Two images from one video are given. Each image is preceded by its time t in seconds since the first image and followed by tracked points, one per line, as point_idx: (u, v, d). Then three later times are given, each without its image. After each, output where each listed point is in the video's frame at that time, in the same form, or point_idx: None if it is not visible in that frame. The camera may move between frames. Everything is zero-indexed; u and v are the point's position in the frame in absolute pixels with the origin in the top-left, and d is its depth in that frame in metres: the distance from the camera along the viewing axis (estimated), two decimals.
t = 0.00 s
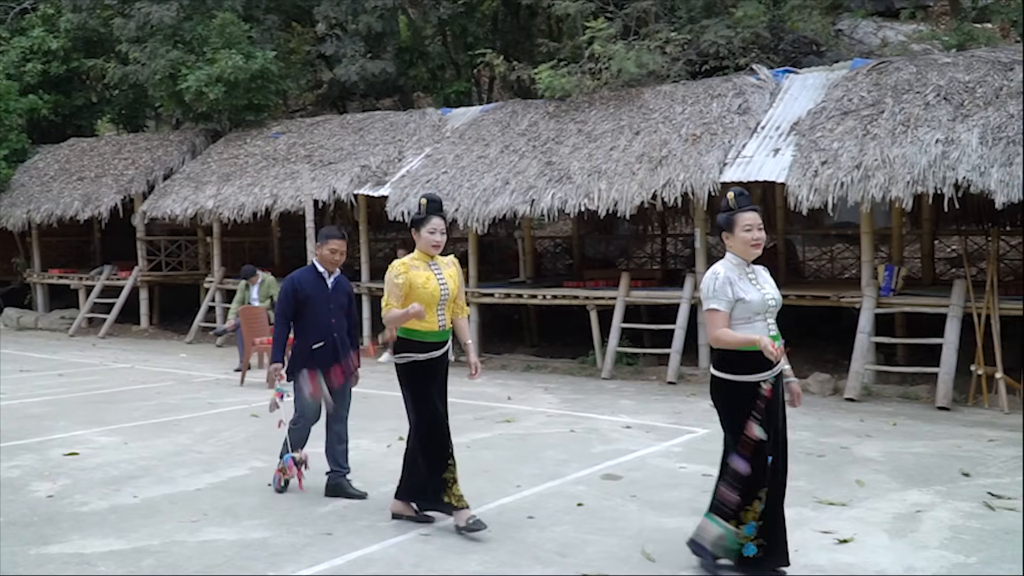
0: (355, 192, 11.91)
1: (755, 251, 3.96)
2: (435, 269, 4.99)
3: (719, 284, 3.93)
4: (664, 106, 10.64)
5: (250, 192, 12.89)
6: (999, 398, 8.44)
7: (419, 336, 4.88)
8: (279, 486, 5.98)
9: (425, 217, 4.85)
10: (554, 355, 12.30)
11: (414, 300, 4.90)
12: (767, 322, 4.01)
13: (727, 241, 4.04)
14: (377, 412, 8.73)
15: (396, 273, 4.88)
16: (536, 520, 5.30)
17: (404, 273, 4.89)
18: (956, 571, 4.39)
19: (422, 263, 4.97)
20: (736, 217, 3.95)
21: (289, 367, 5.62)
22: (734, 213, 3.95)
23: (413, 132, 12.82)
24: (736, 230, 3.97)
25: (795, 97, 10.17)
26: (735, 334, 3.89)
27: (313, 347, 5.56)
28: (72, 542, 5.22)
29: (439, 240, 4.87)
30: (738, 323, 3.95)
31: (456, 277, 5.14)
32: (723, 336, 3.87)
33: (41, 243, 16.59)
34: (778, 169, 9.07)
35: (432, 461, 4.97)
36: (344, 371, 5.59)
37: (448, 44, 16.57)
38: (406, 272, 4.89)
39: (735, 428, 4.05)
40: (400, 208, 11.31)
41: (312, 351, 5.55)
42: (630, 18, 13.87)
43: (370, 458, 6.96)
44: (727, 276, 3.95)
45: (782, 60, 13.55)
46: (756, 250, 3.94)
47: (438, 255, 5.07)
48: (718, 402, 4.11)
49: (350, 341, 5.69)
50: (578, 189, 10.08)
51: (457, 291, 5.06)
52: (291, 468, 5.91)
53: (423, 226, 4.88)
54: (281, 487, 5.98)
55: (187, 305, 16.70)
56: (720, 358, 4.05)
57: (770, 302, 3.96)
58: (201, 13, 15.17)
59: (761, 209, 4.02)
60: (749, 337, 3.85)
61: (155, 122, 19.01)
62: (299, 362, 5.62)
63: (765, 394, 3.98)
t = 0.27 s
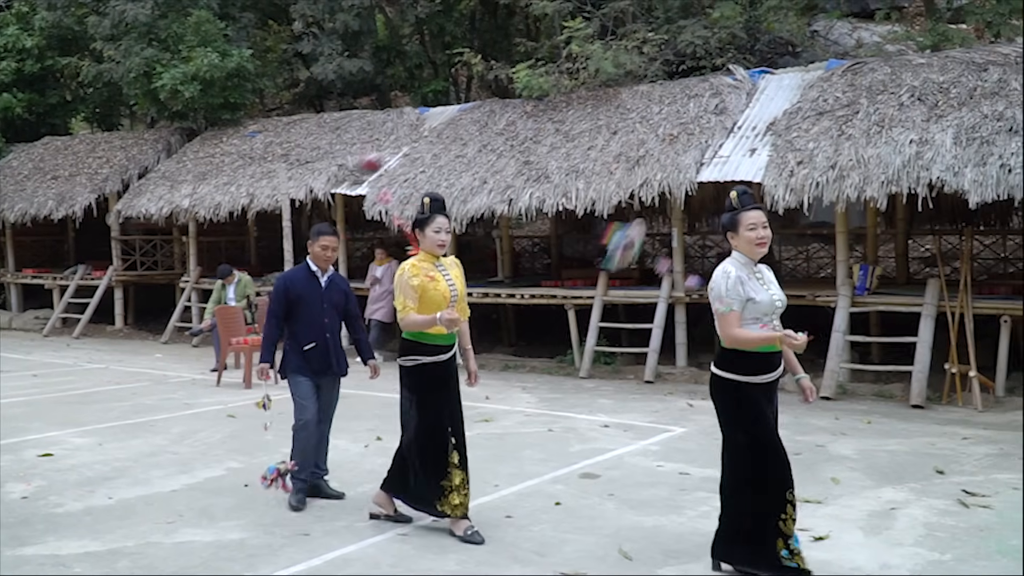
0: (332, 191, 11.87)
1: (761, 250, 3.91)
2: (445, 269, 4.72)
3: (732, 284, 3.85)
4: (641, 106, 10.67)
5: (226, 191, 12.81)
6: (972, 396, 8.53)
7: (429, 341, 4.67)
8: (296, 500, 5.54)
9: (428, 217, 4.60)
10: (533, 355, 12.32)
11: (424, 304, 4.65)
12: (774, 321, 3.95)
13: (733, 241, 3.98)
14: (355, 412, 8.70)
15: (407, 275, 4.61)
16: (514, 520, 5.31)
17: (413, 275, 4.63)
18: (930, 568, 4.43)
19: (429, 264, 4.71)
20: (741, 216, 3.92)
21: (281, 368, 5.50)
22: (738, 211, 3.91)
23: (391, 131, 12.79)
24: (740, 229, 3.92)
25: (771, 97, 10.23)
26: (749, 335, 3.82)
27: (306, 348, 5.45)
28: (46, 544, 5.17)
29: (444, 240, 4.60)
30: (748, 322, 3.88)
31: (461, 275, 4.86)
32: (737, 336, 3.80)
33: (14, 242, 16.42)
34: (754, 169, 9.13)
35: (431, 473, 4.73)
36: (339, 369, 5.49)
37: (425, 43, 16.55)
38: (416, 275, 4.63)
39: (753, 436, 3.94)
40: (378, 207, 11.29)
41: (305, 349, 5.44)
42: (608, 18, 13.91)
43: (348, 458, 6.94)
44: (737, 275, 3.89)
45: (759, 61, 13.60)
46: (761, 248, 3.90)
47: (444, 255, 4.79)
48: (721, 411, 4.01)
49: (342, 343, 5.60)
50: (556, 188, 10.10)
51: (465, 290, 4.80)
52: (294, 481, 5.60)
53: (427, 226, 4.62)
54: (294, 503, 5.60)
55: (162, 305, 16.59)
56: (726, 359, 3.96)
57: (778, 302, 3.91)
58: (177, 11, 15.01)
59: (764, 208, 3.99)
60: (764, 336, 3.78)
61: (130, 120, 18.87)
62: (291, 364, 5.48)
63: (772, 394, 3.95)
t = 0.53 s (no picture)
0: (310, 190, 11.82)
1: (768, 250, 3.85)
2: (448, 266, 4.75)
3: (747, 287, 3.76)
4: (619, 106, 10.70)
5: (203, 191, 12.73)
6: (948, 394, 8.62)
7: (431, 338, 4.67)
8: (319, 508, 5.26)
9: (434, 211, 4.62)
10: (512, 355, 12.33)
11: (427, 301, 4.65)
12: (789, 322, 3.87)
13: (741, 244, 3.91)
14: (334, 412, 8.67)
15: (410, 272, 4.60)
16: (493, 519, 5.31)
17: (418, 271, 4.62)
18: (905, 565, 4.47)
19: (433, 260, 4.72)
20: (748, 217, 3.85)
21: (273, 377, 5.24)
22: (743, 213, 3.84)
23: (370, 131, 12.76)
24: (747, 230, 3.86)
25: (748, 98, 10.29)
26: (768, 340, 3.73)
27: (299, 354, 5.21)
28: (20, 547, 5.11)
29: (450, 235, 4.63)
30: (766, 324, 3.80)
31: (466, 273, 4.89)
32: (757, 341, 3.72)
33: None
34: (732, 169, 9.17)
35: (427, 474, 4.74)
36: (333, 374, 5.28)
37: (404, 42, 16.51)
38: (420, 271, 4.62)
39: (762, 437, 3.87)
40: (356, 207, 11.28)
41: (299, 356, 5.20)
42: (586, 18, 13.93)
43: (327, 459, 6.92)
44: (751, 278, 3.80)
45: (736, 61, 13.64)
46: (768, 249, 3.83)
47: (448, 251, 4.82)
48: (730, 409, 3.97)
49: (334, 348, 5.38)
50: (534, 188, 10.11)
51: (470, 288, 4.82)
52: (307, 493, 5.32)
53: (433, 221, 4.62)
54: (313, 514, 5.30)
55: (138, 305, 16.46)
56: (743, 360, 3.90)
57: (792, 301, 3.85)
58: (152, 9, 14.87)
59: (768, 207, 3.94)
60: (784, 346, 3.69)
61: (106, 119, 18.70)
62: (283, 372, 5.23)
63: (787, 396, 3.88)
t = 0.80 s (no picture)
0: (289, 189, 11.76)
1: (774, 247, 3.60)
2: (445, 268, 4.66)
3: (751, 284, 3.50)
4: (599, 106, 10.73)
5: (180, 190, 12.64)
6: (925, 392, 8.69)
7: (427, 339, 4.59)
8: (303, 514, 5.21)
9: (432, 211, 4.52)
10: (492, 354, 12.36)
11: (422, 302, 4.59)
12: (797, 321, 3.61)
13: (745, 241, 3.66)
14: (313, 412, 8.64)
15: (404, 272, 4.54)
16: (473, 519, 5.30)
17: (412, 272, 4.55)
18: (882, 562, 4.51)
19: (431, 261, 4.65)
20: (751, 213, 3.61)
21: (268, 380, 5.17)
22: (749, 208, 3.59)
23: (349, 130, 12.72)
24: (751, 227, 3.61)
25: (726, 98, 10.33)
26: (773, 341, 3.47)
27: (296, 355, 5.13)
28: None
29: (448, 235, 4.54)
30: (771, 324, 3.54)
31: (466, 275, 4.81)
32: (761, 341, 3.45)
33: None
34: (710, 168, 9.21)
35: (424, 479, 4.61)
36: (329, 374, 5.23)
37: (383, 42, 16.47)
38: (414, 271, 4.55)
39: (767, 438, 3.58)
40: (335, 206, 11.25)
41: (295, 357, 5.12)
42: (566, 18, 13.95)
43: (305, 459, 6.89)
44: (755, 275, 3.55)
45: (715, 62, 13.69)
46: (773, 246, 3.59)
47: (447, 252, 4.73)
48: (737, 405, 3.66)
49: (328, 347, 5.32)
50: (514, 188, 10.11)
51: (468, 289, 4.75)
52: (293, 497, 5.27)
53: (431, 222, 4.54)
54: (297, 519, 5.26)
55: (116, 305, 16.33)
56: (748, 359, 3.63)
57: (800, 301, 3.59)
58: (129, 8, 14.77)
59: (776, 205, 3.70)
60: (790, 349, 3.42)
61: (82, 117, 18.54)
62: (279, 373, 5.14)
63: (799, 396, 3.56)
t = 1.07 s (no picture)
0: (268, 189, 11.70)
1: (775, 248, 3.59)
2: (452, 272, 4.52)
3: (742, 284, 3.52)
4: (579, 106, 10.74)
5: (158, 190, 12.55)
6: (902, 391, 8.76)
7: (437, 345, 4.47)
8: (284, 516, 5.17)
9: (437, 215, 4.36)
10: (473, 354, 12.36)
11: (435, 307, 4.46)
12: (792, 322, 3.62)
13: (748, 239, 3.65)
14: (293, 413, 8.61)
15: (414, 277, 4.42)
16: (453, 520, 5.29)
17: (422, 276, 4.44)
18: (860, 560, 4.54)
19: (438, 266, 4.51)
20: (753, 211, 3.60)
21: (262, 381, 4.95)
22: (751, 208, 3.58)
23: (328, 130, 12.68)
24: (752, 226, 3.61)
25: (705, 98, 10.37)
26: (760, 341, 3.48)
27: (288, 359, 4.90)
28: None
29: (455, 239, 4.42)
30: (762, 325, 3.56)
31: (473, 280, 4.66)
32: (747, 340, 3.48)
33: None
34: (689, 169, 9.25)
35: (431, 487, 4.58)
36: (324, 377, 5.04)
37: (363, 41, 16.42)
38: (424, 275, 4.43)
39: (753, 438, 3.61)
40: (315, 206, 11.21)
41: (291, 361, 4.91)
42: (545, 18, 13.96)
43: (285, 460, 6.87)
44: (751, 275, 3.56)
45: (694, 62, 13.74)
46: (774, 246, 3.58)
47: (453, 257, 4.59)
48: (728, 406, 3.69)
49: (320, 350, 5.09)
50: (494, 187, 10.11)
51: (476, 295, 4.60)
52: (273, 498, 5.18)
53: (437, 225, 4.43)
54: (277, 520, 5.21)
55: (93, 305, 16.20)
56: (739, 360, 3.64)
57: (796, 302, 3.58)
58: (106, 6, 14.65)
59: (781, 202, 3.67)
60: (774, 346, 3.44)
61: (58, 116, 18.38)
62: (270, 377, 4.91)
63: (789, 400, 3.58)
